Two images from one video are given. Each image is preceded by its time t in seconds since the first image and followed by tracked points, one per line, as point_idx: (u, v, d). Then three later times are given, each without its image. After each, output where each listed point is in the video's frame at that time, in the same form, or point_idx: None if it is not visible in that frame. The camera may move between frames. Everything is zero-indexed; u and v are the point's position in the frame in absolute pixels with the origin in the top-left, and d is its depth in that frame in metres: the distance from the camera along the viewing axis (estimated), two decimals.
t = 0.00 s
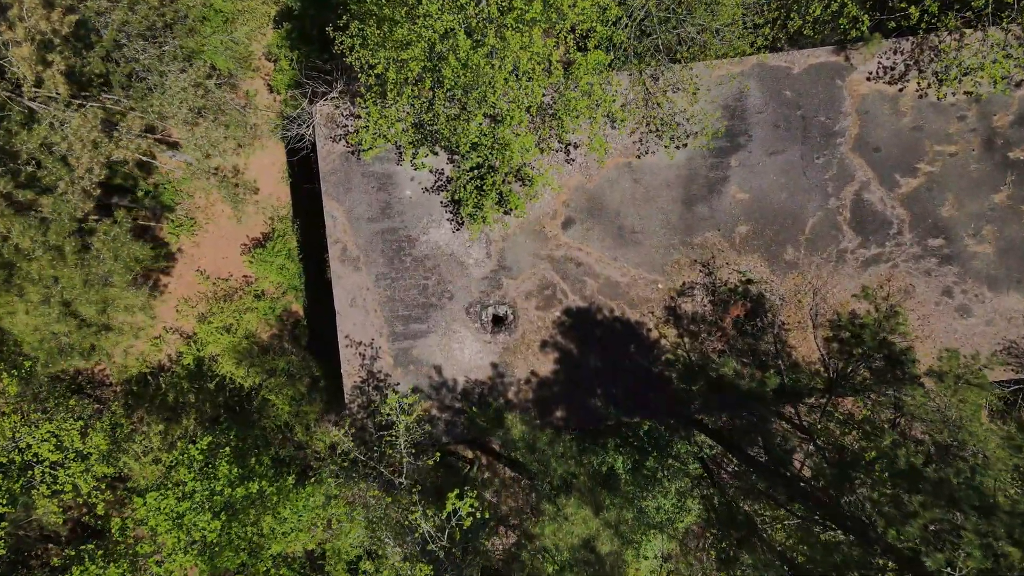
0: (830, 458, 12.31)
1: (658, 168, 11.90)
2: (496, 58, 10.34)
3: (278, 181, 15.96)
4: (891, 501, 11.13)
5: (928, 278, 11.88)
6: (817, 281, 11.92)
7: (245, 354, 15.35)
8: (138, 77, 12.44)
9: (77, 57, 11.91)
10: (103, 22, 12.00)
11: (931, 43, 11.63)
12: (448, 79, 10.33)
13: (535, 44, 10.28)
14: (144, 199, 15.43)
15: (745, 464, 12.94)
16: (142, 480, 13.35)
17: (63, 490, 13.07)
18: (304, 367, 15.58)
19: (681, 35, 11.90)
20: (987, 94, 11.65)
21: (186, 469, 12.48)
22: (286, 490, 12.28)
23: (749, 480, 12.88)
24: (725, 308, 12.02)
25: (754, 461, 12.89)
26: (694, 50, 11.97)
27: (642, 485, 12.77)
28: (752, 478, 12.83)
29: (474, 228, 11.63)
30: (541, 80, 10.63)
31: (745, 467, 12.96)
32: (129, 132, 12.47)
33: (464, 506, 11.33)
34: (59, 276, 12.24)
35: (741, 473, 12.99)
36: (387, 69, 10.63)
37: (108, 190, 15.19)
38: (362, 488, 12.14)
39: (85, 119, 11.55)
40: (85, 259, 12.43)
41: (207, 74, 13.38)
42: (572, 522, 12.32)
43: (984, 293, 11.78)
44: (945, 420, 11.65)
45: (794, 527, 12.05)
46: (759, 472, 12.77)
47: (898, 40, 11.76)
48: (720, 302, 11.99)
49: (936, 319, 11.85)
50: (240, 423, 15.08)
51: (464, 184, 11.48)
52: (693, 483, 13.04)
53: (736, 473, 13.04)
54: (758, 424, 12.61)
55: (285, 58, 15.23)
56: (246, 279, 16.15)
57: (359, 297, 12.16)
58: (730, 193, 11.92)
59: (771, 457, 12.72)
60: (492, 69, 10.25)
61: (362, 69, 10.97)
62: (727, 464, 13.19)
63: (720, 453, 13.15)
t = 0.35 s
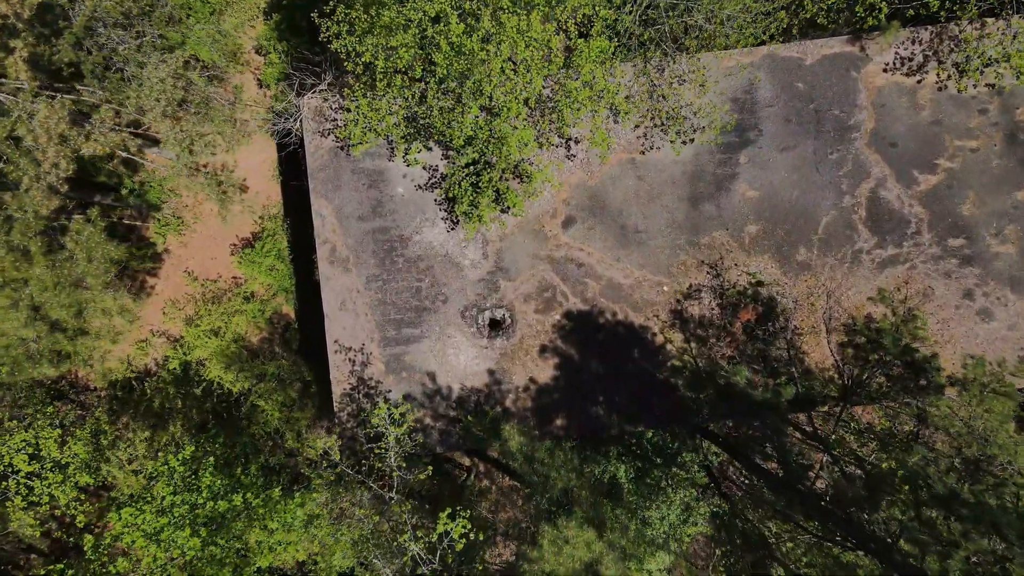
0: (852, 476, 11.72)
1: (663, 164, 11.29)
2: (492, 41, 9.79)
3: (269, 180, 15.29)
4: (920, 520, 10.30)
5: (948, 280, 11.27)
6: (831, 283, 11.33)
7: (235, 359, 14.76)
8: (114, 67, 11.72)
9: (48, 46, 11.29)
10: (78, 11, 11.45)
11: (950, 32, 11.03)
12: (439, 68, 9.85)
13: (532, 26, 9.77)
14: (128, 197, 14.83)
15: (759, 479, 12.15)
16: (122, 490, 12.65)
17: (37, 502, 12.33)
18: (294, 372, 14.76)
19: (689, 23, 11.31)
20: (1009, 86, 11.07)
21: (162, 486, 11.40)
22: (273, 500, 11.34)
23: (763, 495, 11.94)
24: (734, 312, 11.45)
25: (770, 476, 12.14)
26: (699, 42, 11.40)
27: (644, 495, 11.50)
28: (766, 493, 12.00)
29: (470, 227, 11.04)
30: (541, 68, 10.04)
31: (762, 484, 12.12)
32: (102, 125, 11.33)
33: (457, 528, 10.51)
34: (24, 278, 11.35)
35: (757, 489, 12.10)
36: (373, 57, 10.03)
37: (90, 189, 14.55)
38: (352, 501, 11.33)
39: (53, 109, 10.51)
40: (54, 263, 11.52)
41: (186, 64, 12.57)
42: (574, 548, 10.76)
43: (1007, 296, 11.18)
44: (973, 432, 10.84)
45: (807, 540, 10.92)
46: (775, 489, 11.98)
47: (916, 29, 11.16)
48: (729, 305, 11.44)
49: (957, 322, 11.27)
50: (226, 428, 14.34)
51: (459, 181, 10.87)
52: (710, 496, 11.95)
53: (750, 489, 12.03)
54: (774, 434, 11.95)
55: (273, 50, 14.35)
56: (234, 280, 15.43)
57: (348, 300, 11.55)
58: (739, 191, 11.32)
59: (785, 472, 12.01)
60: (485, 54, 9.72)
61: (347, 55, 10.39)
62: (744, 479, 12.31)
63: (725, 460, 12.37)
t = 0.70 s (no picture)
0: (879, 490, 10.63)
1: (670, 158, 10.68)
2: (489, 19, 9.26)
3: (258, 176, 14.15)
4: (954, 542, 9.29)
5: (971, 281, 10.67)
6: (848, 283, 10.73)
7: (222, 361, 13.66)
8: (87, 54, 11.11)
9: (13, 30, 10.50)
10: None
11: (973, 19, 10.36)
12: (431, 52, 9.37)
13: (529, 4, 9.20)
14: (111, 193, 13.83)
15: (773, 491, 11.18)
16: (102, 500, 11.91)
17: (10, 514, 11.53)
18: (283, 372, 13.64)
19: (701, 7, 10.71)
20: None
21: (139, 499, 10.60)
22: (257, 514, 10.62)
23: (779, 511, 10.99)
24: (746, 314, 10.86)
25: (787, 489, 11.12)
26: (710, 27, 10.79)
27: (650, 505, 10.90)
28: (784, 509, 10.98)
29: (465, 224, 10.40)
30: (539, 50, 9.52)
31: (779, 498, 11.13)
32: (72, 114, 10.65)
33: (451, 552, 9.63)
34: None
35: (772, 502, 11.16)
36: (361, 41, 9.53)
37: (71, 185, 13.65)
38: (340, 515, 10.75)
39: (13, 97, 9.84)
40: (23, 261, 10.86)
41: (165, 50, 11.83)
42: (576, 570, 10.25)
43: None
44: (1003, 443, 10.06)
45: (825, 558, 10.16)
46: (792, 504, 10.93)
47: (938, 15, 10.46)
48: (740, 307, 10.85)
49: (980, 325, 10.68)
50: (216, 438, 13.51)
51: (453, 175, 10.24)
52: (723, 509, 11.33)
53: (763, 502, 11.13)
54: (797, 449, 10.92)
55: (262, 41, 13.44)
56: (222, 280, 14.30)
57: (337, 301, 10.92)
58: (750, 185, 10.71)
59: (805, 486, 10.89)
60: (478, 34, 9.18)
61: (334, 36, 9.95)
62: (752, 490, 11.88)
63: (733, 466, 11.36)
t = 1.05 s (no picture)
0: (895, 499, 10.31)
1: (675, 151, 10.24)
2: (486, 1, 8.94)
3: (250, 172, 13.59)
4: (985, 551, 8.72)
5: (990, 280, 10.22)
6: (862, 282, 10.29)
7: (213, 362, 12.99)
8: (65, 42, 10.73)
9: None
10: None
11: (992, 6, 9.95)
12: (425, 37, 9.05)
13: None
14: (99, 190, 13.20)
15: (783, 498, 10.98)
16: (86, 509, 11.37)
17: None
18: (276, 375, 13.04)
19: None
20: None
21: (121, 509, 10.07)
22: (246, 521, 10.20)
23: (788, 518, 10.68)
24: (756, 314, 10.41)
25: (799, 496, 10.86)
26: (719, 14, 10.28)
27: (653, 510, 10.51)
28: (793, 516, 10.65)
29: (462, 220, 9.95)
30: (537, 37, 9.20)
31: (789, 505, 10.84)
32: (47, 104, 10.36)
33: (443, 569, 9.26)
34: None
35: (783, 509, 10.91)
36: (352, 24, 9.17)
37: (56, 180, 13.05)
38: (331, 524, 10.31)
39: None
40: None
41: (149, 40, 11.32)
42: None
43: None
44: None
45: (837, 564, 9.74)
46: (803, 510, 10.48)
47: (956, 3, 10.03)
48: (749, 308, 10.39)
49: (999, 326, 10.23)
50: (205, 442, 12.88)
51: (448, 170, 9.80)
52: (730, 516, 11.28)
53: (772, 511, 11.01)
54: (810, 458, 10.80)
55: (254, 32, 12.96)
56: (213, 280, 13.70)
57: (329, 302, 10.46)
58: (759, 180, 10.26)
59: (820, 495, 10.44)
60: (474, 14, 8.88)
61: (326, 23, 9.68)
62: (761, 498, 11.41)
63: (739, 471, 11.49)
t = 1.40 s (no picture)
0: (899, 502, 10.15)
1: (676, 150, 10.12)
2: None
3: (247, 172, 13.45)
4: (991, 556, 8.60)
5: (995, 281, 10.11)
6: (865, 283, 10.17)
7: (210, 364, 12.83)
8: (59, 38, 10.60)
9: None
10: None
11: (996, 3, 9.85)
12: (421, 33, 9.05)
13: None
14: (94, 190, 13.02)
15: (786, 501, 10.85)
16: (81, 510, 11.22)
17: None
18: (274, 377, 12.90)
19: None
20: None
21: (114, 511, 9.91)
22: (243, 524, 10.09)
23: (790, 522, 10.74)
24: (758, 316, 10.28)
25: (801, 499, 10.78)
26: (720, 11, 10.23)
27: (654, 512, 10.43)
28: (795, 519, 10.73)
29: (460, 220, 9.84)
30: (536, 34, 9.15)
31: (791, 508, 10.85)
32: (38, 101, 10.25)
33: None
34: None
35: (784, 512, 10.92)
36: (348, 21, 9.22)
37: (50, 180, 12.89)
38: (328, 527, 10.21)
39: None
40: None
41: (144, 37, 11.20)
42: None
43: None
44: None
45: (840, 568, 9.75)
46: (804, 514, 10.59)
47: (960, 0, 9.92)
48: (751, 308, 10.27)
49: (1003, 328, 10.15)
50: (202, 443, 12.59)
51: (446, 169, 9.68)
52: (730, 518, 11.18)
53: (772, 514, 10.97)
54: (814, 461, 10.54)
55: (251, 30, 12.77)
56: (210, 280, 13.54)
57: (325, 302, 10.33)
58: (761, 179, 10.14)
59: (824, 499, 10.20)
60: (472, 11, 8.86)
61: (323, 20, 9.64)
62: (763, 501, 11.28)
63: (739, 474, 11.23)
